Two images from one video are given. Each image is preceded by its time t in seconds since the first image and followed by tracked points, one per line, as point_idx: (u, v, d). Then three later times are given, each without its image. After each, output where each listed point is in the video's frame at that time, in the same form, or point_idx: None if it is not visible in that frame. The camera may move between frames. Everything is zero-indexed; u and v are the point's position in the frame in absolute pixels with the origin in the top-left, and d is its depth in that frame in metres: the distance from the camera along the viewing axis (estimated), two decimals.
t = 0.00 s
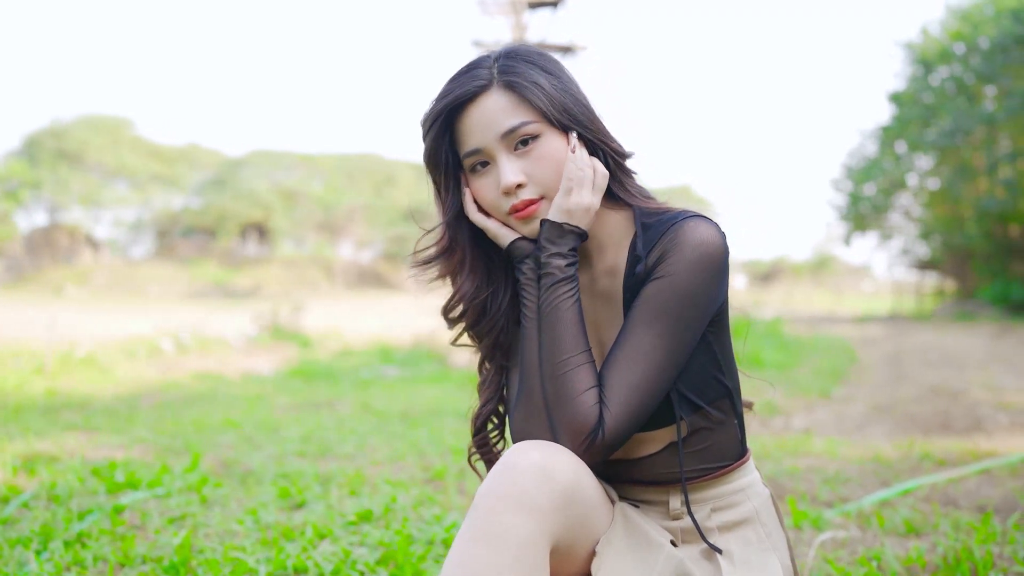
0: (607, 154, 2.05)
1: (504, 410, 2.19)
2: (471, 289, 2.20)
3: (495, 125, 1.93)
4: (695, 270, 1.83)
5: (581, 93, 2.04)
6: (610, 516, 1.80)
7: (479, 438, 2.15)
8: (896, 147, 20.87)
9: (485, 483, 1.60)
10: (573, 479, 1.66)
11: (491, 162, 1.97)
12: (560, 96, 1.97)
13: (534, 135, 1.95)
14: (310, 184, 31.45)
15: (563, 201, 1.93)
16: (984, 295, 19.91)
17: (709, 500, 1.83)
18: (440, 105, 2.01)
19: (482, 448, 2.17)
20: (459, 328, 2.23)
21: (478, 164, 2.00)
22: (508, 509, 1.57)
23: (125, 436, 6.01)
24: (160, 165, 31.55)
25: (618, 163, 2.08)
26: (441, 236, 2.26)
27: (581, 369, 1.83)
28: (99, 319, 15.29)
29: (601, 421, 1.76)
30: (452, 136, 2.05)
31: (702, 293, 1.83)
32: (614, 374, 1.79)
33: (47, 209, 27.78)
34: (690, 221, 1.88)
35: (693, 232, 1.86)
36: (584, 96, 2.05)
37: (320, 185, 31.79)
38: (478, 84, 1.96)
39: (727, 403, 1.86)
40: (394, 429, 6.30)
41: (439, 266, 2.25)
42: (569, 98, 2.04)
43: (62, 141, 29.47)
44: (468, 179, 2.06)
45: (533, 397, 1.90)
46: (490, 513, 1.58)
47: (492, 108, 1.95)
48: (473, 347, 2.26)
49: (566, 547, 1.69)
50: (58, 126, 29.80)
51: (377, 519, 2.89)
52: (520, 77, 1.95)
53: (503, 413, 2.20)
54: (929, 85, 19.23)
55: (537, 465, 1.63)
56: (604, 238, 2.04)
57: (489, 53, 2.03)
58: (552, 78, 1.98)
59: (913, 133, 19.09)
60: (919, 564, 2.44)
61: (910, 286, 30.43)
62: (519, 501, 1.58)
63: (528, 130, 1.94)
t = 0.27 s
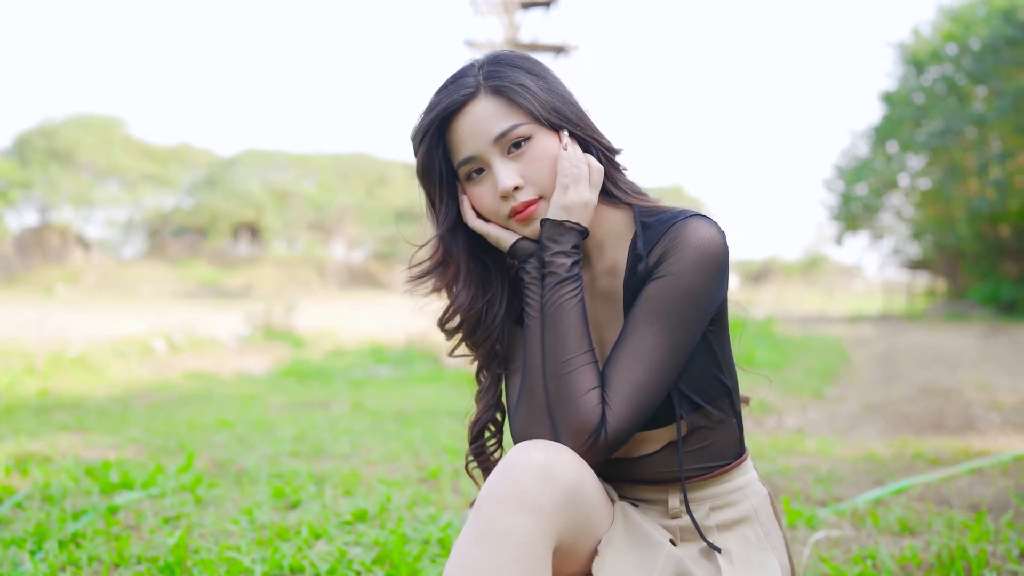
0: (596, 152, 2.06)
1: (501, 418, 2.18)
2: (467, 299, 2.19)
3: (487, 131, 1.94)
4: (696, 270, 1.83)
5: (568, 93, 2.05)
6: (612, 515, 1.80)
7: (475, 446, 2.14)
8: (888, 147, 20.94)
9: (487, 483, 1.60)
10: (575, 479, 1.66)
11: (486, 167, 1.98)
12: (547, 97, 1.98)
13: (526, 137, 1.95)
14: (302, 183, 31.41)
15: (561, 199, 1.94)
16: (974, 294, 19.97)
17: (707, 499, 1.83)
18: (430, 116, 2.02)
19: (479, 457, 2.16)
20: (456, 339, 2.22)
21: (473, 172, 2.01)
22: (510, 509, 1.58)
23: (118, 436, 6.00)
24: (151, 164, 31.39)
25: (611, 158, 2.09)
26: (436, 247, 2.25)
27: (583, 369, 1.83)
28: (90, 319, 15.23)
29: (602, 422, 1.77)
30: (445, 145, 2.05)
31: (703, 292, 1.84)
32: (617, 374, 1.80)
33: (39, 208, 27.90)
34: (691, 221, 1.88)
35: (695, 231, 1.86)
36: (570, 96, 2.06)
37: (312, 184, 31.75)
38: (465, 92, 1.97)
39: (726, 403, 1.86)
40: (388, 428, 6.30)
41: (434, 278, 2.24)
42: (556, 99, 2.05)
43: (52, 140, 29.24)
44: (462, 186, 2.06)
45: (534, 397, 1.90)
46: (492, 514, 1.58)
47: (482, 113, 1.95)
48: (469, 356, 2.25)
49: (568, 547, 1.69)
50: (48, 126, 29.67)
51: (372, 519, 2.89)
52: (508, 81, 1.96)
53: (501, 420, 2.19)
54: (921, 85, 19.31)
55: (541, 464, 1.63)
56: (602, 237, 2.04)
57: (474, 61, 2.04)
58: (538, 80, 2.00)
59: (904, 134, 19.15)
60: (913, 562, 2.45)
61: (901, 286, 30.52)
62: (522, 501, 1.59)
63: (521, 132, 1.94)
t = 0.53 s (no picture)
0: (593, 150, 2.07)
1: (499, 423, 2.17)
2: (463, 306, 2.18)
3: (484, 135, 1.94)
4: (698, 268, 1.84)
5: (560, 94, 2.06)
6: (613, 515, 1.80)
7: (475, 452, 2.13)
8: (880, 147, 21.00)
9: (491, 484, 1.61)
10: (579, 480, 1.66)
11: (485, 172, 1.98)
12: (539, 99, 1.99)
13: (523, 139, 1.96)
14: (295, 182, 31.38)
15: (563, 197, 1.94)
16: (966, 295, 20.01)
17: (708, 498, 1.84)
18: (425, 124, 2.02)
19: (478, 463, 2.15)
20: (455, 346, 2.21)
21: (471, 177, 2.01)
22: (513, 508, 1.58)
23: (112, 436, 5.99)
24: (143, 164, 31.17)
25: (606, 156, 2.11)
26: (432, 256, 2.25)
27: (586, 369, 1.84)
28: (82, 319, 15.18)
29: (606, 423, 1.77)
30: (441, 152, 2.06)
31: (705, 291, 1.84)
32: (619, 374, 1.80)
33: (30, 208, 27.78)
34: (693, 221, 1.89)
35: (697, 230, 1.87)
36: (562, 97, 2.07)
37: (305, 184, 31.71)
38: (459, 98, 1.97)
39: (726, 402, 1.87)
40: (383, 428, 6.30)
41: (431, 287, 2.23)
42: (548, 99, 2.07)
43: (44, 140, 29.40)
44: (462, 191, 2.06)
45: (536, 398, 1.91)
46: (495, 514, 1.59)
47: (478, 117, 1.95)
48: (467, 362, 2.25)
49: (570, 546, 1.69)
50: (39, 125, 29.80)
51: (369, 519, 2.89)
52: (501, 84, 1.97)
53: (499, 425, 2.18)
54: (914, 84, 19.37)
55: (545, 464, 1.63)
56: (603, 235, 2.04)
57: (465, 66, 2.05)
58: (530, 82, 2.00)
59: (897, 133, 19.21)
60: (909, 561, 2.46)
61: (893, 286, 30.61)
62: (526, 501, 1.59)
63: (517, 135, 1.95)
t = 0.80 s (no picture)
0: (593, 148, 2.07)
1: (497, 427, 2.16)
2: (464, 311, 2.17)
3: (483, 136, 1.94)
4: (701, 266, 1.84)
5: (557, 93, 2.06)
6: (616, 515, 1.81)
7: (474, 455, 2.11)
8: (873, 147, 21.05)
9: (496, 483, 1.61)
10: (583, 480, 1.67)
11: (486, 173, 1.97)
12: (537, 98, 1.99)
13: (523, 139, 1.96)
14: (289, 182, 31.34)
15: (564, 196, 1.95)
16: (959, 294, 20.08)
17: (710, 498, 1.84)
18: (423, 129, 2.02)
19: (478, 468, 2.14)
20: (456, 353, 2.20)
21: (473, 179, 2.00)
22: (519, 508, 1.59)
23: (107, 435, 5.98)
24: (136, 164, 30.87)
25: (607, 154, 2.11)
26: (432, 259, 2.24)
27: (588, 369, 1.84)
28: (76, 319, 15.12)
29: (609, 422, 1.77)
30: (441, 156, 2.06)
31: (708, 289, 1.84)
32: (623, 374, 1.80)
33: (22, 208, 27.57)
34: (696, 219, 1.89)
35: (700, 229, 1.87)
36: (560, 96, 2.07)
37: (299, 184, 31.66)
38: (457, 100, 1.97)
39: (728, 401, 1.87)
40: (379, 428, 6.29)
41: (431, 293, 2.22)
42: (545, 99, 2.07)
43: (36, 140, 29.26)
44: (462, 195, 2.06)
45: (540, 398, 1.91)
46: (501, 514, 1.59)
47: (477, 118, 1.95)
48: (467, 367, 2.23)
49: (574, 547, 1.69)
50: (32, 124, 29.62)
51: (366, 519, 2.89)
52: (498, 85, 1.97)
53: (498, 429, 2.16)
54: (907, 84, 19.41)
55: (550, 464, 1.63)
56: (604, 235, 2.03)
57: (460, 70, 2.05)
58: (527, 82, 2.00)
59: (890, 134, 19.24)
60: (907, 561, 2.46)
61: (887, 287, 30.70)
62: (531, 500, 1.60)
63: (517, 135, 1.95)
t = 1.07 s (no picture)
0: (595, 147, 2.07)
1: (499, 428, 2.15)
2: (466, 311, 2.16)
3: (486, 136, 1.93)
4: (705, 265, 1.84)
5: (558, 91, 2.06)
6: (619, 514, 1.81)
7: (475, 456, 2.11)
8: (867, 147, 21.09)
9: (500, 482, 1.62)
10: (587, 479, 1.67)
11: (489, 173, 1.97)
12: (538, 97, 1.99)
13: (525, 139, 1.96)
14: (282, 182, 31.29)
15: (567, 195, 1.95)
16: (952, 294, 20.13)
17: (712, 496, 1.84)
18: (424, 130, 2.01)
19: (478, 469, 2.13)
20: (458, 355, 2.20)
21: (476, 180, 2.00)
22: (524, 506, 1.59)
23: (102, 436, 5.95)
24: (129, 163, 30.14)
25: (609, 151, 2.11)
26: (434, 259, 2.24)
27: (591, 369, 1.85)
28: (69, 319, 15.02)
29: (612, 421, 1.78)
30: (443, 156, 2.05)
31: (711, 287, 1.84)
32: (627, 373, 1.80)
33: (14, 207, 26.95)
34: (699, 218, 1.88)
35: (704, 228, 1.87)
36: (561, 95, 2.07)
37: (292, 184, 31.62)
38: (458, 100, 1.96)
39: (732, 400, 1.87)
40: (374, 428, 6.28)
41: (432, 294, 2.21)
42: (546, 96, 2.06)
43: (29, 139, 28.17)
44: (465, 195, 2.05)
45: (542, 398, 1.91)
46: (504, 514, 1.59)
47: (479, 118, 1.95)
48: (468, 368, 2.23)
49: (577, 546, 1.69)
50: (24, 123, 28.40)
51: (364, 519, 2.88)
52: (499, 84, 1.96)
53: (500, 429, 2.16)
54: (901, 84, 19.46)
55: (554, 462, 1.63)
56: (607, 234, 2.04)
57: (460, 68, 2.04)
58: (528, 81, 2.00)
59: (884, 134, 19.29)
60: (906, 560, 2.46)
61: (879, 286, 30.82)
62: (535, 498, 1.60)
63: (519, 135, 1.95)
